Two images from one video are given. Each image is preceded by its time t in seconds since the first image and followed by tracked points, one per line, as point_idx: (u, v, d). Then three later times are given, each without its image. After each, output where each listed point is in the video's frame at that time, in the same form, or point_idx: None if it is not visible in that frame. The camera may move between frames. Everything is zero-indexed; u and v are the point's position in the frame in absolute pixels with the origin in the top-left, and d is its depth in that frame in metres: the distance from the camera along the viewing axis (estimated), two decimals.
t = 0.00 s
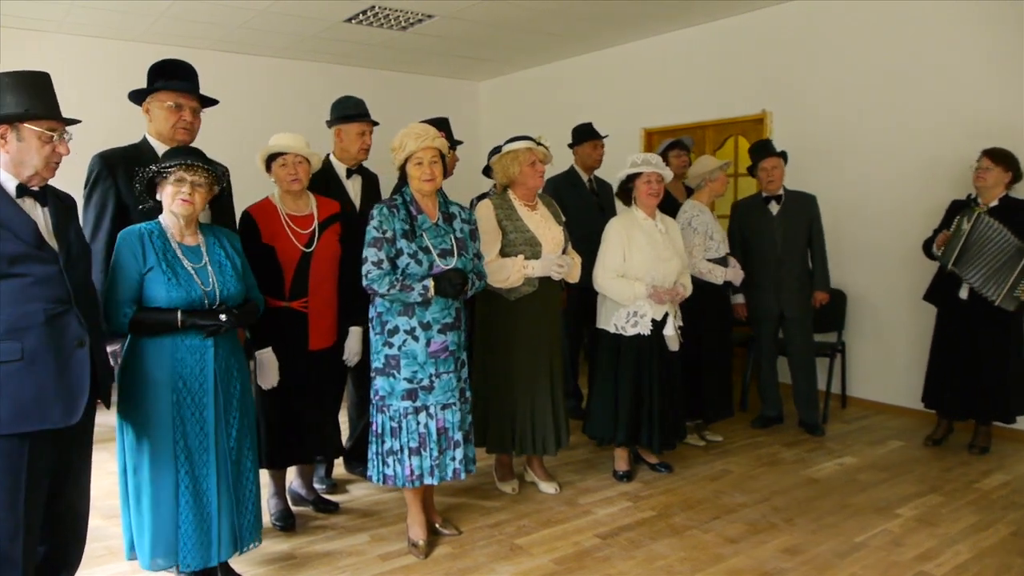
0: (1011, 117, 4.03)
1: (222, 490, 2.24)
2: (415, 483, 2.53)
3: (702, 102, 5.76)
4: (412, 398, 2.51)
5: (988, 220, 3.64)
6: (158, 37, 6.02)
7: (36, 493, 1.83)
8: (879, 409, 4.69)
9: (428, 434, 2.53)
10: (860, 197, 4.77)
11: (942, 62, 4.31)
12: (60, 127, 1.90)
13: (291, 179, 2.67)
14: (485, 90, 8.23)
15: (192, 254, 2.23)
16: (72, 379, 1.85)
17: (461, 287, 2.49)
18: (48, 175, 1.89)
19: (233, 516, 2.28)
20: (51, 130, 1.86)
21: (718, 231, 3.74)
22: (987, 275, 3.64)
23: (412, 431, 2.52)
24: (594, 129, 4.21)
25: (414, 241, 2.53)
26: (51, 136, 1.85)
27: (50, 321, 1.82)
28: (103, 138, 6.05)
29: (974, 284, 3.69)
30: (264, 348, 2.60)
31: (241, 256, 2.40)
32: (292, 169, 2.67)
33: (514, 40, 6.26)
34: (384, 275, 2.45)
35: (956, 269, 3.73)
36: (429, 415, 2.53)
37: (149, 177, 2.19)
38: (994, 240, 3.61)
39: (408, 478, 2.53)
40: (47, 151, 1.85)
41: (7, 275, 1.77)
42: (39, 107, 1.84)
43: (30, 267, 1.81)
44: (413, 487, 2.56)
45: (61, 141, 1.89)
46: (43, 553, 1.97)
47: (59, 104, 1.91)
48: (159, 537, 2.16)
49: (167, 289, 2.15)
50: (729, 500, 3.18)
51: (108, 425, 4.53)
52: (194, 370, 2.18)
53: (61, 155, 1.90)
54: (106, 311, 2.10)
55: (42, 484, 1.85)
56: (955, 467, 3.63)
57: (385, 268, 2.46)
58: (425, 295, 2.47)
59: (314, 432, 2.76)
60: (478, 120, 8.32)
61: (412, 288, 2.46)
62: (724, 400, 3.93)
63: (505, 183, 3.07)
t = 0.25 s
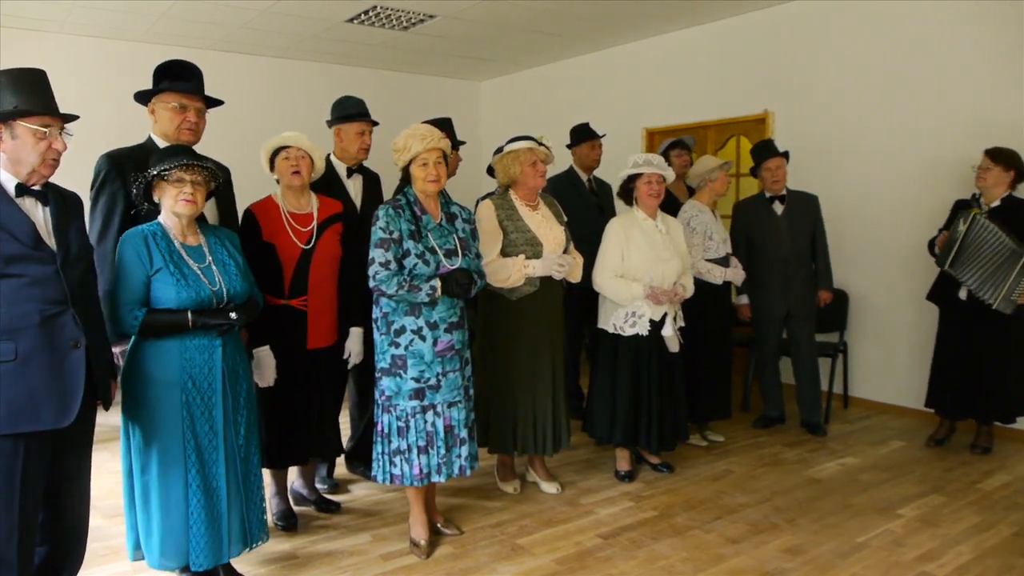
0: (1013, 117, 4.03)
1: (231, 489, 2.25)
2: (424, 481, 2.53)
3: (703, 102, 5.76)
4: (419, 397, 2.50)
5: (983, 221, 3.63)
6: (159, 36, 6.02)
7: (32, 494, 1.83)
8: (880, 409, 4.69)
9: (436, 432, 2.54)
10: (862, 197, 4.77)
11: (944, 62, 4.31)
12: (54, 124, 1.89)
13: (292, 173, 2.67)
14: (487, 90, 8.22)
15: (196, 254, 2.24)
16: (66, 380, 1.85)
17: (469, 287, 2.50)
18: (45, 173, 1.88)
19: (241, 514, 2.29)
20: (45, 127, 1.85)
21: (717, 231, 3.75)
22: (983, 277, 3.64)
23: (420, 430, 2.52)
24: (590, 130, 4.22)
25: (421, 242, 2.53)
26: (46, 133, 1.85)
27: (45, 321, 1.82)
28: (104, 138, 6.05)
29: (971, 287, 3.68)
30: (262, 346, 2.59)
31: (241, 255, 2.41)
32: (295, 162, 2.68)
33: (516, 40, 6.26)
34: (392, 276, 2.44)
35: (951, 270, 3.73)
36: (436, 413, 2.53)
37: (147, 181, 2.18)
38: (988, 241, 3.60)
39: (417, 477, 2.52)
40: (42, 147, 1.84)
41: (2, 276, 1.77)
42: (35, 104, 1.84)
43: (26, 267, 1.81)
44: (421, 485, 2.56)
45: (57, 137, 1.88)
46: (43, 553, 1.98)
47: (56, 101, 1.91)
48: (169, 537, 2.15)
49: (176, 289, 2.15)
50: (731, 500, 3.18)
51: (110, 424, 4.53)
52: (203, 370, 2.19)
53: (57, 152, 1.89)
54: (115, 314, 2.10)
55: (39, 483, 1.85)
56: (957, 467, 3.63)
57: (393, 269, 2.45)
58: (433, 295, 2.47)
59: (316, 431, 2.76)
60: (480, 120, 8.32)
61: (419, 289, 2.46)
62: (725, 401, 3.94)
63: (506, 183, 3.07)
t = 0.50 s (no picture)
0: (1014, 117, 4.03)
1: (234, 487, 2.26)
2: (432, 481, 2.53)
3: (704, 102, 5.76)
4: (427, 397, 2.50)
5: (975, 221, 3.65)
6: (161, 36, 6.02)
7: (32, 494, 1.83)
8: (881, 409, 4.69)
9: (443, 432, 2.54)
10: (863, 197, 4.77)
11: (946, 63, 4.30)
12: (54, 122, 1.88)
13: (302, 172, 2.67)
14: (488, 90, 8.22)
15: (198, 254, 2.23)
16: (67, 380, 1.85)
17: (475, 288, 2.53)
18: (45, 173, 1.89)
19: (244, 512, 2.29)
20: (44, 126, 1.85)
21: (715, 232, 3.74)
22: (980, 278, 3.64)
23: (428, 430, 2.52)
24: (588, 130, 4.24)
25: (426, 242, 2.53)
26: (45, 132, 1.84)
27: (46, 321, 1.82)
28: (106, 138, 6.05)
29: (972, 289, 3.68)
30: (264, 341, 2.60)
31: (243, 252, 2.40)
32: (305, 162, 2.68)
33: (517, 40, 6.26)
34: (399, 278, 2.45)
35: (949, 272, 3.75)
36: (443, 413, 2.54)
37: (144, 185, 2.17)
38: (982, 241, 3.62)
39: (425, 477, 2.52)
40: (41, 147, 1.84)
41: (2, 276, 1.78)
42: (35, 104, 1.84)
43: (26, 267, 1.81)
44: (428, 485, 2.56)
45: (56, 136, 1.88)
46: (44, 553, 1.98)
47: (56, 100, 1.91)
48: (172, 536, 2.15)
49: (180, 290, 2.15)
50: (733, 500, 3.18)
51: (112, 424, 4.54)
52: (207, 369, 2.19)
53: (57, 151, 1.88)
54: (120, 315, 2.09)
55: (40, 483, 1.85)
56: (959, 467, 3.62)
57: (400, 271, 2.45)
58: (439, 296, 2.49)
59: (319, 430, 2.76)
60: (481, 121, 8.32)
61: (427, 291, 2.48)
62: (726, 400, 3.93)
63: (508, 182, 3.07)
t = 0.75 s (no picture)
0: (1017, 117, 4.02)
1: (236, 485, 2.26)
2: (434, 479, 2.53)
3: (707, 102, 5.76)
4: (430, 395, 2.51)
5: (966, 224, 3.68)
6: (162, 36, 6.02)
7: (36, 493, 1.83)
8: (883, 409, 4.69)
9: (446, 430, 2.55)
10: (865, 197, 4.76)
11: (948, 63, 4.30)
12: (49, 119, 1.88)
13: (312, 172, 2.67)
14: (490, 89, 8.22)
15: (198, 252, 2.23)
16: (70, 377, 1.85)
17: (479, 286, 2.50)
18: (45, 171, 1.88)
19: (246, 510, 2.29)
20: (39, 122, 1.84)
21: (716, 232, 3.73)
22: (981, 278, 3.65)
23: (430, 428, 2.52)
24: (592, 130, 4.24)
25: (430, 242, 2.53)
26: (41, 128, 1.84)
27: (48, 320, 1.82)
28: (107, 138, 6.06)
29: (975, 291, 3.68)
30: (268, 339, 2.58)
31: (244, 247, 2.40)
32: (315, 164, 2.67)
33: (519, 40, 6.26)
34: (403, 279, 2.44)
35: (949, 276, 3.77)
36: (446, 411, 2.54)
37: (138, 189, 2.17)
38: (977, 241, 3.64)
39: (426, 475, 2.52)
40: (38, 143, 1.84)
41: (4, 274, 1.78)
42: (29, 99, 1.83)
43: (28, 265, 1.81)
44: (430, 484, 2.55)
45: (53, 133, 1.88)
46: (47, 552, 1.98)
47: (50, 95, 1.90)
48: (174, 534, 2.16)
49: (181, 290, 2.15)
50: (735, 500, 3.18)
51: (114, 424, 4.54)
52: (208, 367, 2.19)
53: (54, 146, 1.88)
54: (122, 316, 2.10)
55: (43, 482, 1.85)
56: (961, 468, 3.62)
57: (402, 272, 2.44)
58: (443, 294, 2.48)
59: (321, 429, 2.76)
60: (483, 121, 8.32)
61: (430, 291, 2.46)
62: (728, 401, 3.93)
63: (509, 183, 3.07)
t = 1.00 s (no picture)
0: (1019, 117, 4.02)
1: (235, 486, 2.25)
2: (429, 479, 2.52)
3: (708, 102, 5.75)
4: (426, 395, 2.50)
5: (964, 225, 3.65)
6: (163, 36, 6.03)
7: (38, 492, 1.83)
8: (885, 409, 4.68)
9: (442, 430, 2.54)
10: (867, 197, 4.76)
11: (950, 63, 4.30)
12: (55, 122, 1.88)
13: (318, 174, 2.67)
14: (492, 89, 8.22)
15: (194, 253, 2.23)
16: (73, 377, 1.85)
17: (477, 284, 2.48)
18: (46, 172, 1.88)
19: (245, 511, 2.29)
20: (44, 125, 1.85)
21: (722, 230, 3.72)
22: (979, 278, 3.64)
23: (426, 428, 2.52)
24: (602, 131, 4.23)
25: (427, 243, 2.52)
26: (45, 131, 1.84)
27: (50, 319, 1.82)
28: (109, 138, 6.06)
29: (972, 290, 3.68)
30: (273, 340, 2.59)
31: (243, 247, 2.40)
32: (321, 165, 2.67)
33: (521, 40, 6.27)
34: (397, 279, 2.45)
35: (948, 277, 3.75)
36: (442, 412, 2.53)
37: (132, 192, 2.17)
38: (975, 241, 3.62)
39: (422, 475, 2.52)
40: (41, 146, 1.84)
41: (7, 274, 1.78)
42: (33, 102, 1.83)
43: (31, 265, 1.81)
44: (426, 483, 2.55)
45: (56, 135, 1.88)
46: (50, 551, 1.98)
47: (55, 98, 1.90)
48: (172, 534, 2.16)
49: (175, 293, 2.15)
50: (736, 500, 3.18)
51: (116, 423, 4.55)
52: (206, 368, 2.19)
53: (57, 150, 1.88)
54: (119, 320, 2.12)
55: (46, 482, 1.85)
56: (963, 468, 3.62)
57: (398, 273, 2.45)
58: (438, 295, 2.47)
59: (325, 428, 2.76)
60: (485, 120, 8.32)
61: (425, 292, 2.46)
62: (730, 401, 3.92)
63: (511, 183, 3.07)
